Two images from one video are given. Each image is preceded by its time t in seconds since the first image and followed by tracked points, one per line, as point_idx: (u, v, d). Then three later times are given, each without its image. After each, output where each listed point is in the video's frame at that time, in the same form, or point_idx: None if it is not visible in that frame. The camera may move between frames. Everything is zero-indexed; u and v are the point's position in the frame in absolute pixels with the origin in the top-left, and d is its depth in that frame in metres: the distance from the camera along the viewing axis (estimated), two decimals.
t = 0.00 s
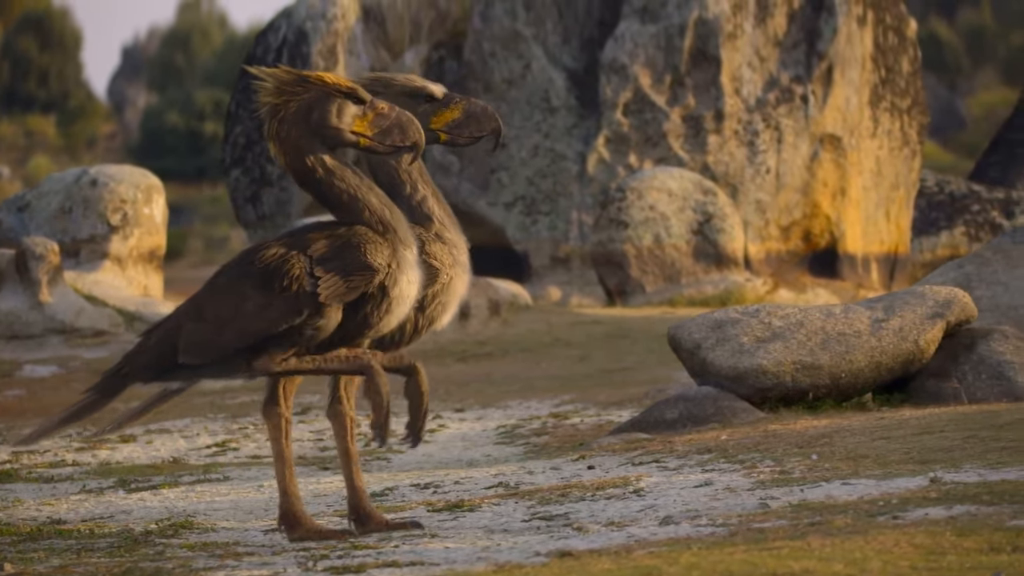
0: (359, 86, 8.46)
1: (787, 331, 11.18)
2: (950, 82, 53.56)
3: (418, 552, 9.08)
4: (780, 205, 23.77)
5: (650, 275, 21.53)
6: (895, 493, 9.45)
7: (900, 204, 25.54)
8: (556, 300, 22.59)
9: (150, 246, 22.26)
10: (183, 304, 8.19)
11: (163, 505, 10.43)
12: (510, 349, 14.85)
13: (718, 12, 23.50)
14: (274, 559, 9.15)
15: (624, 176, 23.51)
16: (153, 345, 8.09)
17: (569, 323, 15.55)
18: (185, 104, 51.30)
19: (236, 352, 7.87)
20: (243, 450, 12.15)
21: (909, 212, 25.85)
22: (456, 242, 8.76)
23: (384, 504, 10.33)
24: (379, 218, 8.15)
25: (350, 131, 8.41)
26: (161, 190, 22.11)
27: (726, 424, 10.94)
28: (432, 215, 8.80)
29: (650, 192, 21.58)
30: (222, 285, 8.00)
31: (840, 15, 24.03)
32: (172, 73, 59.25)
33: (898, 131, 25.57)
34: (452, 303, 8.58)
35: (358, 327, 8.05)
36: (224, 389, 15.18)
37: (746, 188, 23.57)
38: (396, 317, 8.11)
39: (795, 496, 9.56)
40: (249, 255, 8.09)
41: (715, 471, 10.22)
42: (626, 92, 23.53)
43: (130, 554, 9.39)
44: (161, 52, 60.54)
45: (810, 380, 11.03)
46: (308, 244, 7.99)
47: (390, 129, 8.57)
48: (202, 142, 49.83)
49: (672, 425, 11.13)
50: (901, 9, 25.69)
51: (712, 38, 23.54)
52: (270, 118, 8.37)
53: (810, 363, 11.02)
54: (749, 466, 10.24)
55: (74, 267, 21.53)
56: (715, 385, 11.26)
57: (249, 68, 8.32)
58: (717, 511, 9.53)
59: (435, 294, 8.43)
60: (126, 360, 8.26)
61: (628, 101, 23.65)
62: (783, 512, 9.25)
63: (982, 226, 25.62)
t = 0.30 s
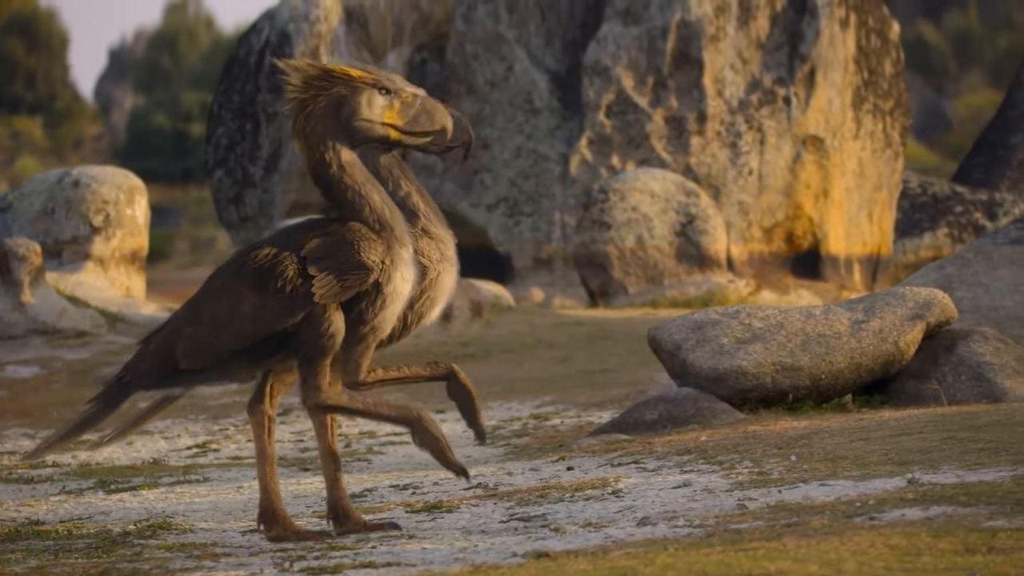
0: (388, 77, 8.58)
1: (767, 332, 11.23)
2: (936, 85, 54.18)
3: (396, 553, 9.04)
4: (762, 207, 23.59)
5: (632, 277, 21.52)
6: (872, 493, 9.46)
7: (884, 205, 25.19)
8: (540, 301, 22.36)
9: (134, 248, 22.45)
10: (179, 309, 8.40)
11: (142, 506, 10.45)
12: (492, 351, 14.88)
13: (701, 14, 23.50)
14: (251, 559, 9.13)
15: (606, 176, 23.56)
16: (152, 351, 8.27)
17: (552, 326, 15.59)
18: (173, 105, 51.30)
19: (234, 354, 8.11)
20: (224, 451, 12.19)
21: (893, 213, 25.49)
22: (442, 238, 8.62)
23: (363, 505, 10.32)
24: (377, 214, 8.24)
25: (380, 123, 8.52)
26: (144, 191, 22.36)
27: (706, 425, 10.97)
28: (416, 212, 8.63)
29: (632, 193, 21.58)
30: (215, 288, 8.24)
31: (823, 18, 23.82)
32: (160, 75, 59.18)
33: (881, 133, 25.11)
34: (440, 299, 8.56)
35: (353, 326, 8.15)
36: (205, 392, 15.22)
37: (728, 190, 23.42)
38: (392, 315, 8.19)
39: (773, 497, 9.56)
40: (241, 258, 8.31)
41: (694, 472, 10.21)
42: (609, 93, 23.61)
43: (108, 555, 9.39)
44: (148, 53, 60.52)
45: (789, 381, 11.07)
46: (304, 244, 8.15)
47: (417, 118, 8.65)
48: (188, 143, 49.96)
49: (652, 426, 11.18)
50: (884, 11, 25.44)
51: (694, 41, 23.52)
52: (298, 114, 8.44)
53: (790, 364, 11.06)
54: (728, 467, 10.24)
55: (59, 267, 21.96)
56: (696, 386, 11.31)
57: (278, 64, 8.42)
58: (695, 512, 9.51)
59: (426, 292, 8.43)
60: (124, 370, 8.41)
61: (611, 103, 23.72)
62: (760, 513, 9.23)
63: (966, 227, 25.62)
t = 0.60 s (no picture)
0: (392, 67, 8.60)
1: (750, 333, 11.30)
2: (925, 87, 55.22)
3: (376, 554, 8.94)
4: (748, 208, 23.46)
5: (618, 278, 21.53)
6: (854, 494, 9.43)
7: (869, 206, 25.01)
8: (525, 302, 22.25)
9: (117, 248, 23.98)
10: (206, 312, 8.51)
11: (126, 506, 10.45)
12: (477, 352, 14.91)
13: (686, 16, 23.47)
14: (232, 560, 9.04)
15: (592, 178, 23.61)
16: (178, 354, 8.39)
17: (537, 326, 15.63)
18: (162, 106, 51.37)
19: (255, 359, 8.22)
20: (207, 452, 12.36)
21: (878, 215, 25.32)
22: (456, 238, 8.47)
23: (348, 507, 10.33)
24: (403, 215, 8.23)
25: (397, 114, 8.51)
26: (128, 192, 23.91)
27: (689, 425, 11.02)
28: (427, 208, 8.42)
29: (617, 194, 21.66)
30: (243, 294, 8.35)
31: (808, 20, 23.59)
32: (150, 77, 59.24)
33: (866, 134, 24.95)
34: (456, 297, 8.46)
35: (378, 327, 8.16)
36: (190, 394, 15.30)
37: (714, 191, 23.38)
38: (416, 315, 8.18)
39: (754, 498, 9.54)
40: (265, 263, 8.43)
41: (675, 474, 10.19)
42: (594, 94, 23.68)
43: (90, 555, 9.34)
44: (137, 56, 60.58)
45: (772, 382, 11.12)
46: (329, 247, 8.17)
47: (425, 101, 8.65)
48: (176, 145, 50.21)
49: (635, 426, 11.21)
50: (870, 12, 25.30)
51: (680, 42, 23.51)
52: (321, 123, 8.37)
53: (773, 364, 11.11)
54: (710, 467, 10.24)
55: (44, 267, 23.32)
56: (680, 386, 11.36)
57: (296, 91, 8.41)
58: (675, 513, 9.46)
59: (447, 294, 8.35)
60: (154, 372, 8.55)
61: (595, 103, 23.79)
62: (742, 514, 9.18)
63: (951, 228, 25.69)
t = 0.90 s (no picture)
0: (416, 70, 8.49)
1: (734, 334, 11.40)
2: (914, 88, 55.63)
3: (358, 555, 8.88)
4: (734, 209, 23.42)
5: (604, 279, 21.56)
6: (836, 496, 9.38)
7: (855, 208, 24.91)
8: (511, 303, 22.27)
9: (103, 249, 24.09)
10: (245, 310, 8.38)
11: (108, 508, 10.44)
12: (461, 352, 14.94)
13: (671, 19, 23.46)
14: (214, 561, 8.98)
15: (577, 179, 23.65)
16: (216, 349, 8.26)
17: (522, 327, 15.68)
18: (151, 106, 51.37)
19: (293, 357, 8.06)
20: (193, 453, 12.52)
21: (865, 216, 25.23)
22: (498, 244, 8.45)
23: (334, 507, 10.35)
24: (445, 220, 8.20)
25: (421, 115, 8.41)
26: (114, 193, 24.01)
27: (673, 425, 11.09)
28: (467, 212, 8.42)
29: (603, 195, 21.65)
30: (283, 290, 8.22)
31: (793, 22, 23.48)
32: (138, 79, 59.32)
33: (853, 134, 24.84)
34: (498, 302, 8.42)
35: (423, 331, 8.14)
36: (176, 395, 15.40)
37: (699, 192, 23.33)
38: (462, 321, 8.16)
39: (736, 499, 9.50)
40: (308, 262, 8.33)
41: (658, 475, 10.16)
42: (580, 95, 23.76)
43: (72, 557, 9.29)
44: (126, 57, 60.64)
45: (756, 383, 11.21)
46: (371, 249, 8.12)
47: (454, 106, 8.51)
48: (165, 146, 50.34)
49: (619, 427, 11.25)
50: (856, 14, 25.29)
51: (666, 44, 23.48)
52: (341, 130, 8.38)
53: (757, 365, 11.21)
54: (693, 469, 10.23)
55: (29, 268, 23.44)
56: (663, 387, 11.44)
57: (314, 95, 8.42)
58: (657, 514, 9.41)
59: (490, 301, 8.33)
60: (191, 369, 8.43)
61: (581, 105, 23.88)
62: (724, 515, 9.11)
63: (937, 229, 25.67)
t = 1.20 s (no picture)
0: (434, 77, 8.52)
1: (719, 336, 11.53)
2: (902, 90, 55.61)
3: (341, 557, 8.82)
4: (720, 211, 23.46)
5: (591, 281, 21.57)
6: (820, 497, 9.32)
7: (841, 209, 25.22)
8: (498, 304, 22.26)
9: (90, 251, 24.17)
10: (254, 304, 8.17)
11: (94, 510, 10.44)
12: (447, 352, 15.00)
13: (658, 20, 23.30)
14: (197, 563, 8.92)
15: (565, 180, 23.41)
16: (225, 339, 8.02)
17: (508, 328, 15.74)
18: (139, 109, 51.40)
19: (304, 348, 7.86)
20: (177, 455, 12.55)
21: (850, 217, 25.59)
22: (515, 244, 8.45)
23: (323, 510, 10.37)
24: (461, 219, 8.17)
25: (432, 120, 8.44)
26: (100, 195, 24.05)
27: (657, 426, 11.14)
28: (490, 215, 8.44)
29: (590, 197, 21.65)
30: (294, 283, 8.03)
31: (779, 24, 23.44)
32: (128, 81, 59.37)
33: (839, 136, 25.09)
34: (518, 305, 8.44)
35: (437, 329, 8.06)
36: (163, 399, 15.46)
37: (686, 193, 23.30)
38: (475, 320, 8.11)
39: (721, 500, 9.42)
40: (319, 257, 8.16)
41: (644, 477, 10.12)
42: (566, 97, 23.47)
43: (54, 559, 9.24)
44: (115, 59, 60.68)
45: (741, 384, 11.31)
46: (386, 246, 8.02)
47: (468, 120, 8.57)
48: (154, 147, 50.33)
49: (605, 428, 11.30)
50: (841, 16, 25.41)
51: (652, 47, 23.34)
52: (349, 121, 8.40)
53: (742, 366, 11.31)
54: (678, 470, 10.22)
55: (16, 270, 23.49)
56: (647, 387, 11.52)
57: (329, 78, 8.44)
58: (643, 516, 9.29)
59: (505, 302, 8.30)
60: (198, 361, 8.14)
61: (568, 107, 23.55)
62: (707, 516, 9.02)
63: (924, 230, 25.70)
